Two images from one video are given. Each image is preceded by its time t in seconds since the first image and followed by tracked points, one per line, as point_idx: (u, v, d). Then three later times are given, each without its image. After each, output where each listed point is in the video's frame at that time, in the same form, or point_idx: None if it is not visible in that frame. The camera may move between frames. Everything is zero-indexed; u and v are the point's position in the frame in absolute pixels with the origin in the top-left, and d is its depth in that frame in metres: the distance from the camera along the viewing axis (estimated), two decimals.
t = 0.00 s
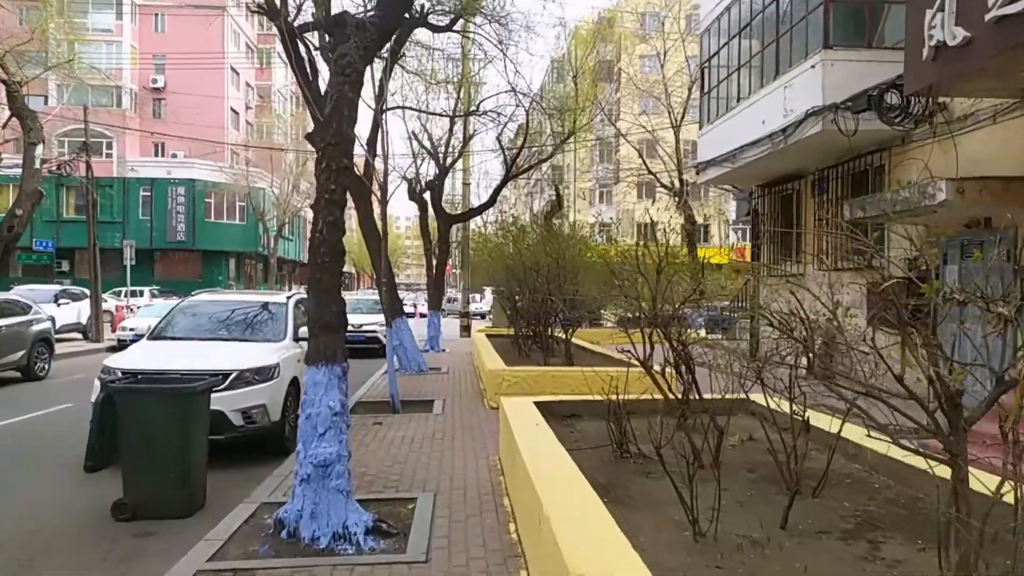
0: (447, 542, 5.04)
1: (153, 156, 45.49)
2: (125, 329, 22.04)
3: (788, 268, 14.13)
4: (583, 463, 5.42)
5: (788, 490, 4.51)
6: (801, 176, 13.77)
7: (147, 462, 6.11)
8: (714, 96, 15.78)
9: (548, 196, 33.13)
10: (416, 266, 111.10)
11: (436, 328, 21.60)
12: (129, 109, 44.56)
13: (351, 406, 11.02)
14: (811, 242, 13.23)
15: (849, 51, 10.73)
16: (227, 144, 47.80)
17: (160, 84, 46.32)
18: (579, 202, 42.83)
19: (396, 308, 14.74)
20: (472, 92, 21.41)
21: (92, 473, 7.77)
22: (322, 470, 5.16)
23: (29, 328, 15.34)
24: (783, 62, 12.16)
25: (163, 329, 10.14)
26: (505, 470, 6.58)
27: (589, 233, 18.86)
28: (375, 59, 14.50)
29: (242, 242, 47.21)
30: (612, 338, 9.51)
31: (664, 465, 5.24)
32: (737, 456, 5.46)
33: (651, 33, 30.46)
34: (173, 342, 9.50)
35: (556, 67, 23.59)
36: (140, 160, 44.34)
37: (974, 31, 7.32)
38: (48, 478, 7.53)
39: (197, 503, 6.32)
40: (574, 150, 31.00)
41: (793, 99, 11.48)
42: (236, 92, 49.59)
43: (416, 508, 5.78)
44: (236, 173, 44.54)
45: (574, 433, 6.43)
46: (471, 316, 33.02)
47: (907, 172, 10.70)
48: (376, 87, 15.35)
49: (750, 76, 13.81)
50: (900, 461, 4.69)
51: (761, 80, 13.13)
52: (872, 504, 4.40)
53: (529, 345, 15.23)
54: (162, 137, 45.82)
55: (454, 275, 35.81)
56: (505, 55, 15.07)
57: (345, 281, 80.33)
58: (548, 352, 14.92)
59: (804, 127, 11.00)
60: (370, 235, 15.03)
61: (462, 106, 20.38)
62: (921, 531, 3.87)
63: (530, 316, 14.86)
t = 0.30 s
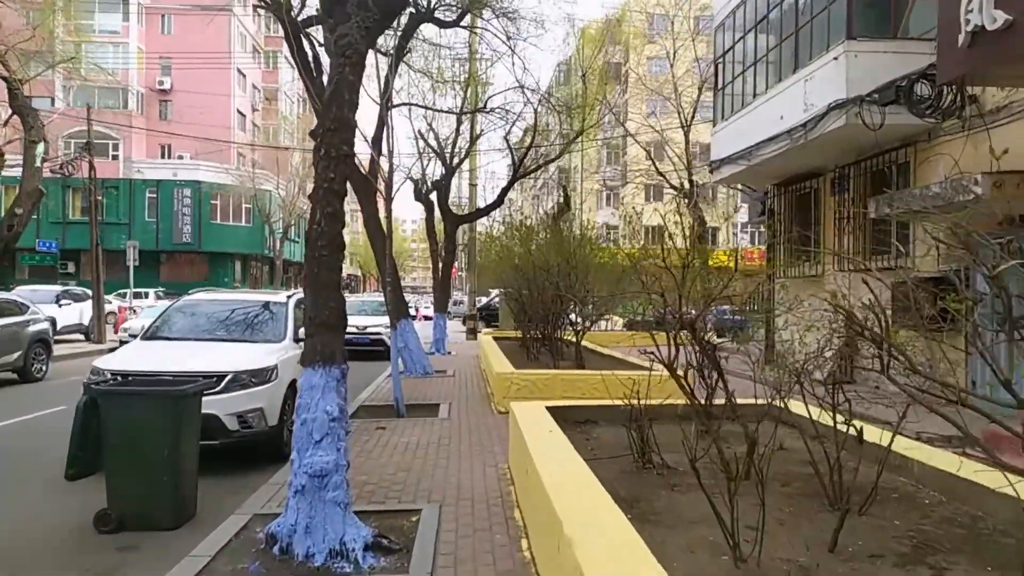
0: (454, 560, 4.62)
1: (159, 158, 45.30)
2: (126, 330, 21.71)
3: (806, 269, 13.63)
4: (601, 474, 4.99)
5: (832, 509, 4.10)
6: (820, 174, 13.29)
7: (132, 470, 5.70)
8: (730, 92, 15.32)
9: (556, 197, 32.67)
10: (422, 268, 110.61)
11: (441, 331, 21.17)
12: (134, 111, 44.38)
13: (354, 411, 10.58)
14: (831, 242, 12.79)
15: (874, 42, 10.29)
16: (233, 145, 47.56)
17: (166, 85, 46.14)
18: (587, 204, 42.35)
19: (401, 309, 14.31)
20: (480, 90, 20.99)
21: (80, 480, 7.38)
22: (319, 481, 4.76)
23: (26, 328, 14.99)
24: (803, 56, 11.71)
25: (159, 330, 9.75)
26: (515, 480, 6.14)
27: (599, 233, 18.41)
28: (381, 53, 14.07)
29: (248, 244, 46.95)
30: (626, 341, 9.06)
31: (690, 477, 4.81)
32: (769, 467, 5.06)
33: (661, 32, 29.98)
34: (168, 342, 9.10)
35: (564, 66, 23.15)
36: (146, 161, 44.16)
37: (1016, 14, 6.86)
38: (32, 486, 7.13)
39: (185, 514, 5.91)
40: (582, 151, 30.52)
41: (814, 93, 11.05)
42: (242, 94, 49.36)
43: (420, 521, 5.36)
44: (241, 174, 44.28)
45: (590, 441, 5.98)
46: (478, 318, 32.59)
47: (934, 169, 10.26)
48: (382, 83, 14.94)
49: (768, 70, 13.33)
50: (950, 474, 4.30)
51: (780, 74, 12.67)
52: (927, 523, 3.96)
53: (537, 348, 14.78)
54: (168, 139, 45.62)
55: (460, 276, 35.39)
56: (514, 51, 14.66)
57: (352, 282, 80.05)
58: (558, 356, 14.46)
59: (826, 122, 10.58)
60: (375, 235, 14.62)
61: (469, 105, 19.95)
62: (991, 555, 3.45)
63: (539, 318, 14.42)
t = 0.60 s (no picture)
0: None
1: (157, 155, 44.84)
2: (123, 330, 21.27)
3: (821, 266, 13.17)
4: (627, 497, 4.54)
5: (890, 541, 3.70)
6: (837, 168, 12.83)
7: (111, 493, 5.23)
8: (741, 84, 14.85)
9: (559, 193, 32.16)
10: (423, 266, 109.74)
11: (444, 331, 20.73)
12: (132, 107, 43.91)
13: (356, 417, 10.14)
14: (848, 240, 12.35)
15: (898, 29, 9.82)
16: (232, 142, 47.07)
17: (165, 81, 45.66)
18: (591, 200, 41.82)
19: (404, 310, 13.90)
20: (482, 83, 20.50)
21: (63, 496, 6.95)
22: (315, 506, 4.33)
23: (17, 330, 14.54)
24: (822, 44, 11.25)
25: (150, 333, 9.31)
26: (528, 499, 5.71)
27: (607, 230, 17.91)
28: (381, 45, 13.59)
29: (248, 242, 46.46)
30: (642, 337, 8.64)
31: (724, 501, 4.36)
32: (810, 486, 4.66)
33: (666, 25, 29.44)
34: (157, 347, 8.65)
35: (569, 60, 22.65)
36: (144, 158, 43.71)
37: None
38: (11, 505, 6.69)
39: (173, 536, 5.47)
40: (585, 147, 30.01)
41: (834, 83, 10.61)
42: (241, 89, 48.85)
43: (427, 546, 4.90)
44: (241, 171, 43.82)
45: (610, 457, 5.53)
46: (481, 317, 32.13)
47: (961, 162, 9.78)
48: (382, 76, 14.46)
49: (782, 60, 12.84)
50: (1016, 498, 3.87)
51: (796, 64, 12.20)
52: (999, 558, 3.50)
53: (546, 347, 14.36)
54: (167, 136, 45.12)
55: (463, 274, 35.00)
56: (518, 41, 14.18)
57: (352, 280, 79.51)
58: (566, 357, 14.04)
59: (847, 112, 10.12)
60: (376, 233, 14.18)
61: (471, 99, 19.47)
62: None
63: (546, 318, 14.02)
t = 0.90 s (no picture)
0: None
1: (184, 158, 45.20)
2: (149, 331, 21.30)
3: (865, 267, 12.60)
4: (678, 520, 4.16)
5: None
6: (882, 165, 12.27)
7: (124, 505, 4.96)
8: (778, 80, 14.31)
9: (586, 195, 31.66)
10: (448, 269, 109.60)
11: (470, 333, 20.38)
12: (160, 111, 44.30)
13: (381, 423, 9.83)
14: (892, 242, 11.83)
15: (953, 17, 9.28)
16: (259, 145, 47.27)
17: (193, 85, 45.97)
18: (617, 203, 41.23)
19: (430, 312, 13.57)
20: (508, 83, 20.14)
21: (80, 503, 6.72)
22: (337, 526, 4.02)
23: (43, 332, 14.50)
24: (868, 35, 10.74)
25: (172, 335, 9.10)
26: (566, 516, 5.33)
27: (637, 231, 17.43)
28: (406, 42, 13.32)
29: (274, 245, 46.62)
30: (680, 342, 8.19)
31: (785, 526, 3.96)
32: (879, 510, 4.27)
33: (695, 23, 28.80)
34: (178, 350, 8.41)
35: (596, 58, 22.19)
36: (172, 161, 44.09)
37: None
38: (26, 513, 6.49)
39: (189, 551, 5.19)
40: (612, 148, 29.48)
41: (881, 76, 10.10)
42: (268, 93, 49.04)
43: (457, 567, 4.55)
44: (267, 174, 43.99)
45: (654, 472, 5.14)
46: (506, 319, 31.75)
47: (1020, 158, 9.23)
48: (408, 73, 14.18)
49: (823, 53, 12.31)
50: None
51: (839, 57, 11.67)
52: None
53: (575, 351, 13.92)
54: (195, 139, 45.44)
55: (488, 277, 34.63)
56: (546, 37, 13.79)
57: (377, 283, 79.55)
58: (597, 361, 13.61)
59: (896, 106, 9.61)
60: (401, 234, 13.89)
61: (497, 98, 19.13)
62: None
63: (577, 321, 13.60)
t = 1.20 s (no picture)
0: None
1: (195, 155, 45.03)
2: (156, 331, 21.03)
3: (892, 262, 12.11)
4: (712, 548, 3.77)
5: None
6: (910, 157, 11.79)
7: (113, 523, 4.61)
8: (801, 70, 13.81)
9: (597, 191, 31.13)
10: (458, 266, 109.19)
11: (481, 331, 20.00)
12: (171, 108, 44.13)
13: (390, 427, 9.48)
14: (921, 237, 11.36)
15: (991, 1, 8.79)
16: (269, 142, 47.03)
17: (203, 82, 45.72)
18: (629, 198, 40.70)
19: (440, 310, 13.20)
20: (520, 77, 19.69)
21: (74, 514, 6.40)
22: (337, 555, 3.69)
23: (46, 332, 14.21)
24: (900, 23, 10.25)
25: (173, 336, 8.76)
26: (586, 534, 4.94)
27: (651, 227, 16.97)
28: (416, 33, 12.92)
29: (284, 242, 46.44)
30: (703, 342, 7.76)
31: (836, 557, 3.56)
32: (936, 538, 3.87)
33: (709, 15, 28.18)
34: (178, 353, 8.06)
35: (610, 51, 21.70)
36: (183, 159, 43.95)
37: None
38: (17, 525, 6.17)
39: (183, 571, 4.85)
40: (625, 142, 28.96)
41: (914, 64, 9.62)
42: (278, 89, 48.75)
43: None
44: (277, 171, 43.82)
45: (684, 489, 4.73)
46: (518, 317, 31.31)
47: None
48: (418, 66, 13.78)
49: (850, 41, 11.81)
50: None
51: (867, 45, 11.18)
52: None
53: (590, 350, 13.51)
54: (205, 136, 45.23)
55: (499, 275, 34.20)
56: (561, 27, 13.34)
57: (387, 280, 79.23)
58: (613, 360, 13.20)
59: (931, 96, 9.13)
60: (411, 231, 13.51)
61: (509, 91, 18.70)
62: None
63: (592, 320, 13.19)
